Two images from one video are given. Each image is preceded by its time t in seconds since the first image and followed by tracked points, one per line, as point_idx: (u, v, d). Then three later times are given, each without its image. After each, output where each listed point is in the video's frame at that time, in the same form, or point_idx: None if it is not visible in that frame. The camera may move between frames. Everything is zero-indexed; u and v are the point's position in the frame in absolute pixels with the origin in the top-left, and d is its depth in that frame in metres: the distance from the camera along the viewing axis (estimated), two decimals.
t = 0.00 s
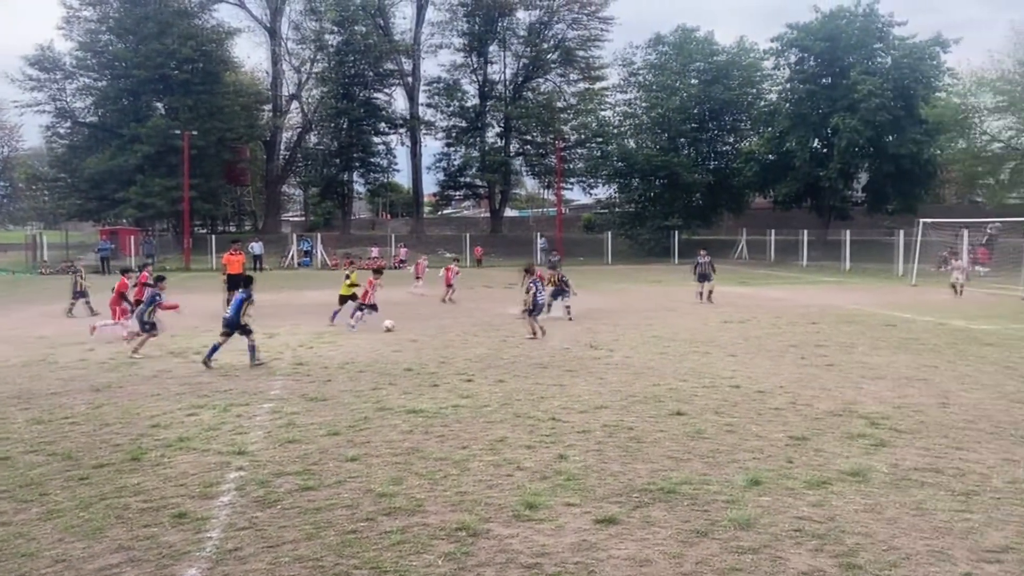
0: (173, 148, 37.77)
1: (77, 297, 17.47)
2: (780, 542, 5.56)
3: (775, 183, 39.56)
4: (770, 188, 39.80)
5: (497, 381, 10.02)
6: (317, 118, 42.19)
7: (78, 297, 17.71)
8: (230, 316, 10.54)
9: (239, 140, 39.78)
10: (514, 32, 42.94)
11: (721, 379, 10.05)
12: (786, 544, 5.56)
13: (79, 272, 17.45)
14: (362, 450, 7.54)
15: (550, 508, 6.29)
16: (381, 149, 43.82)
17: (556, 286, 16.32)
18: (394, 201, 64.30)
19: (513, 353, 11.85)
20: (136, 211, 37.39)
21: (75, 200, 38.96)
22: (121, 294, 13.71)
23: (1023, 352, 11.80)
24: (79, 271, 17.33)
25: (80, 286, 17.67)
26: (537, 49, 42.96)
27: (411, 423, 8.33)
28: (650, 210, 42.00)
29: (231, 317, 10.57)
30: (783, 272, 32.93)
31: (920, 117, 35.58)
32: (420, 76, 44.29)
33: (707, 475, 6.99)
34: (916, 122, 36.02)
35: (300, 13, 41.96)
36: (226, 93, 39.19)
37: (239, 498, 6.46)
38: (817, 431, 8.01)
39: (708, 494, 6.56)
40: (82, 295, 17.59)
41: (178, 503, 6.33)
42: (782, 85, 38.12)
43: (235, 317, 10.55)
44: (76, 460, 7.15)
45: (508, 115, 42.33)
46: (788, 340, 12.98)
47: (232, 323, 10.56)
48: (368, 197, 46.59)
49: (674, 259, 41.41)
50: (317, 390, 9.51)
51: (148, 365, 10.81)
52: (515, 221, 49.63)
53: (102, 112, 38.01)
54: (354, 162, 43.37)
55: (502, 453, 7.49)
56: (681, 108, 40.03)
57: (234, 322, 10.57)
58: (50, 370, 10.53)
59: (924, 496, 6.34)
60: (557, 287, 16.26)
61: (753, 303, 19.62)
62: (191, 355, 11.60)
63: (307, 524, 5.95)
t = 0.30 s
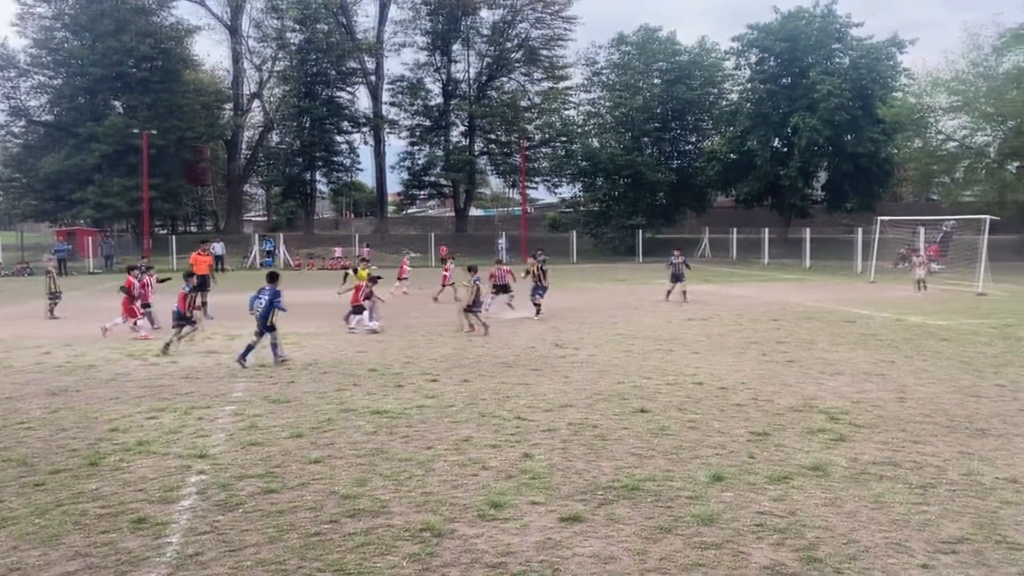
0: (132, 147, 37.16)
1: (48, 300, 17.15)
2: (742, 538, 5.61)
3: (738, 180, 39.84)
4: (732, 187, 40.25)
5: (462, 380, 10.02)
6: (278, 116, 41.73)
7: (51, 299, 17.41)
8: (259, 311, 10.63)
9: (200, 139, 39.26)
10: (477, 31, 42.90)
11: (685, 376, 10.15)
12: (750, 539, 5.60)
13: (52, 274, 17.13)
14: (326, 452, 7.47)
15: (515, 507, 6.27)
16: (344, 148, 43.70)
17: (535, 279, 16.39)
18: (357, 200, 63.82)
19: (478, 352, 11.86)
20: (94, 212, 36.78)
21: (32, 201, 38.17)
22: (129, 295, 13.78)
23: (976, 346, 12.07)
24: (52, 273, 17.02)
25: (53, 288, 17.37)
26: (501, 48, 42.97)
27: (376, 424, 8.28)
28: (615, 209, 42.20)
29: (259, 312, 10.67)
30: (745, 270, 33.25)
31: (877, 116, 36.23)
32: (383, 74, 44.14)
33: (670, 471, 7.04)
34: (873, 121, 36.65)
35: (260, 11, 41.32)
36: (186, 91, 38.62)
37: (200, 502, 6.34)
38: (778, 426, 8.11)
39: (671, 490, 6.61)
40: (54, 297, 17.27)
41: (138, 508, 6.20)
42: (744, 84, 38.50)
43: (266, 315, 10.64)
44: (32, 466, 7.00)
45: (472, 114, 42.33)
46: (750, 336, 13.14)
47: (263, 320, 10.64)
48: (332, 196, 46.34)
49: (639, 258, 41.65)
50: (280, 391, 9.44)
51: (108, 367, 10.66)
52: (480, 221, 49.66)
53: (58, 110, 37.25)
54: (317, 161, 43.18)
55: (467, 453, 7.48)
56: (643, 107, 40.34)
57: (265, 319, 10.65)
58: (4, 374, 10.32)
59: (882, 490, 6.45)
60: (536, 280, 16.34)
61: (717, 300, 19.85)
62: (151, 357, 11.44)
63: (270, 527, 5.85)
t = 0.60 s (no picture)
0: (97, 144, 36.59)
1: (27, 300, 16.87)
2: (712, 533, 5.65)
3: (707, 178, 40.20)
4: (701, 185, 40.59)
5: (433, 379, 9.99)
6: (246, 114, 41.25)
7: (28, 299, 17.13)
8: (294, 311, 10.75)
9: (167, 136, 38.75)
10: (447, 29, 42.78)
11: (655, 373, 10.21)
12: (720, 535, 5.64)
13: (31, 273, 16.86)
14: (295, 452, 7.41)
15: (487, 505, 6.25)
16: (313, 145, 43.53)
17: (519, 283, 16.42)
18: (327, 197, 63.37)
19: (449, 350, 11.84)
20: (58, 210, 36.19)
21: None
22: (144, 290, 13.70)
23: (940, 341, 12.28)
24: (29, 273, 16.72)
25: (32, 288, 17.07)
26: (471, 45, 42.94)
27: (346, 423, 8.22)
28: (586, 207, 42.40)
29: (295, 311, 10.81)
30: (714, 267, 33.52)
31: (843, 114, 36.71)
32: (353, 71, 43.93)
33: (641, 467, 7.07)
34: (839, 120, 37.08)
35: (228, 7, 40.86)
36: (152, 88, 38.10)
37: (167, 505, 6.24)
38: (747, 422, 8.18)
39: (642, 486, 6.64)
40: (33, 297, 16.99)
41: (103, 511, 6.09)
42: (712, 83, 38.83)
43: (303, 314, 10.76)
44: None
45: (443, 112, 42.29)
46: (719, 333, 13.25)
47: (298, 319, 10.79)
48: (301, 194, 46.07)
49: (611, 255, 41.83)
50: (249, 392, 9.35)
51: (72, 369, 10.48)
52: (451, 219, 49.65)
53: (21, 107, 36.56)
54: (286, 159, 42.91)
55: (438, 452, 7.45)
56: (614, 105, 40.56)
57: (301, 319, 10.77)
58: None
59: (849, 484, 6.54)
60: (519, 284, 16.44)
61: (687, 297, 19.99)
62: (118, 358, 11.28)
63: (239, 529, 5.77)
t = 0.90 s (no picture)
0: (67, 141, 36.05)
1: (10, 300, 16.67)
2: (688, 528, 5.69)
3: (681, 176, 40.49)
4: (676, 182, 40.83)
5: (409, 376, 9.97)
6: (219, 110, 40.83)
7: (9, 298, 16.92)
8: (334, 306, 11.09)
9: (138, 133, 38.28)
10: (423, 25, 42.62)
11: (632, 369, 10.25)
12: (695, 530, 5.67)
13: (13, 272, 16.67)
14: (270, 451, 7.36)
15: (464, 503, 6.24)
16: (287, 142, 43.23)
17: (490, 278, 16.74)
18: (302, 194, 62.96)
19: (424, 348, 11.82)
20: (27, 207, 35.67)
21: None
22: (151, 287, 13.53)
23: (910, 337, 12.47)
24: (11, 270, 16.50)
25: (14, 287, 16.87)
26: (446, 42, 42.85)
27: (321, 422, 8.18)
28: (562, 204, 42.46)
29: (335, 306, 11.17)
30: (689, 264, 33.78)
31: (815, 112, 37.09)
32: (327, 68, 43.63)
33: (617, 464, 7.10)
34: (812, 118, 37.41)
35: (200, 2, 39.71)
36: (123, 84, 37.61)
37: (140, 506, 6.16)
38: (722, 418, 8.24)
39: (619, 482, 6.66)
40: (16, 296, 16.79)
41: (74, 512, 6.00)
42: (687, 80, 39.05)
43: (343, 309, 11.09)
44: None
45: (418, 109, 42.17)
46: (694, 329, 13.35)
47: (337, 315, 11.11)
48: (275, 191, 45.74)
49: (587, 253, 41.96)
50: (223, 391, 9.27)
51: (42, 368, 10.35)
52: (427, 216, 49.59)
53: None
54: (259, 156, 42.58)
55: (415, 450, 7.43)
56: (589, 103, 40.66)
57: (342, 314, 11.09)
58: None
59: (823, 478, 6.60)
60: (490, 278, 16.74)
61: (662, 293, 20.10)
62: (89, 357, 11.15)
63: (213, 529, 5.71)
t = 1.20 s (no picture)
0: (40, 136, 35.58)
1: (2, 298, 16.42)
2: (667, 524, 5.71)
3: (660, 173, 40.68)
4: (655, 179, 41.00)
5: (389, 374, 9.94)
6: (196, 106, 40.49)
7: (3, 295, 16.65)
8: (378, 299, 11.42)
9: (114, 128, 37.86)
10: (402, 21, 42.47)
11: (611, 366, 10.29)
12: (675, 526, 5.69)
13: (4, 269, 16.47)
14: (248, 450, 7.30)
15: (444, 500, 6.22)
16: (265, 138, 42.97)
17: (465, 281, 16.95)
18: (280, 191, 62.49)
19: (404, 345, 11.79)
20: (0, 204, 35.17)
21: None
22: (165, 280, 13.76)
23: (887, 333, 12.59)
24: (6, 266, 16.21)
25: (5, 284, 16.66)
26: (425, 38, 42.69)
27: (300, 420, 8.13)
28: (541, 201, 42.47)
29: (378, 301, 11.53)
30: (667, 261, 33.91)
31: (793, 110, 37.31)
32: (305, 63, 43.35)
33: (597, 460, 7.11)
34: (790, 115, 37.60)
35: None
36: (97, 79, 37.12)
37: (117, 505, 6.09)
38: (701, 414, 8.29)
39: (599, 479, 6.67)
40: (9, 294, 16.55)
41: (48, 513, 5.91)
42: (666, 77, 39.19)
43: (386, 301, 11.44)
44: None
45: (397, 105, 42.07)
46: (673, 326, 13.40)
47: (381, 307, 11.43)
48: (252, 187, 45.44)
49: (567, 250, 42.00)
50: (200, 389, 9.20)
51: (16, 366, 10.22)
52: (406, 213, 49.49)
53: None
54: (237, 153, 42.29)
55: (394, 448, 7.40)
56: (569, 100, 40.68)
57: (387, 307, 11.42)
58: None
59: (800, 474, 6.66)
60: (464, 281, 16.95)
61: (642, 290, 20.19)
62: (64, 355, 11.02)
63: (190, 528, 5.66)
